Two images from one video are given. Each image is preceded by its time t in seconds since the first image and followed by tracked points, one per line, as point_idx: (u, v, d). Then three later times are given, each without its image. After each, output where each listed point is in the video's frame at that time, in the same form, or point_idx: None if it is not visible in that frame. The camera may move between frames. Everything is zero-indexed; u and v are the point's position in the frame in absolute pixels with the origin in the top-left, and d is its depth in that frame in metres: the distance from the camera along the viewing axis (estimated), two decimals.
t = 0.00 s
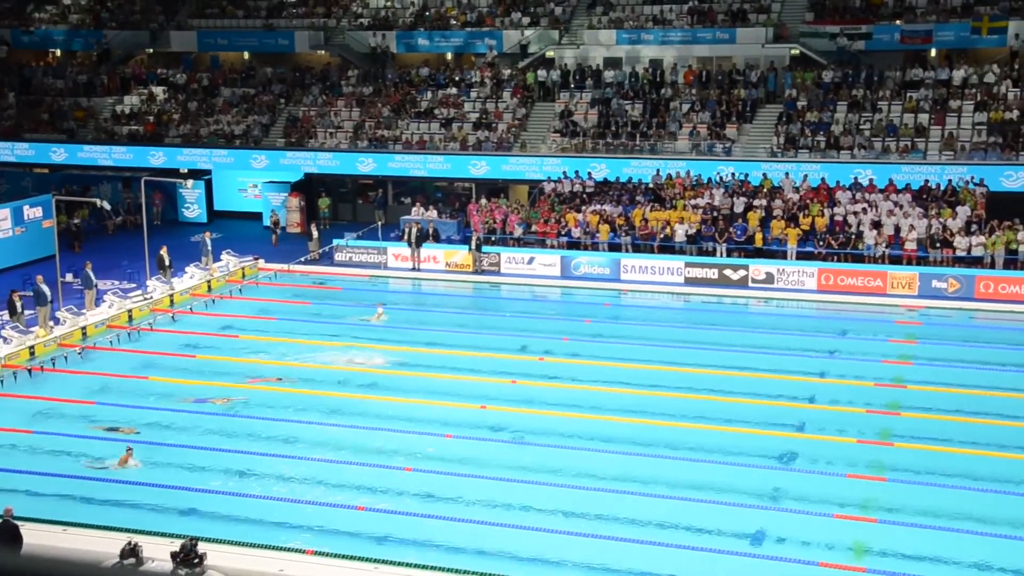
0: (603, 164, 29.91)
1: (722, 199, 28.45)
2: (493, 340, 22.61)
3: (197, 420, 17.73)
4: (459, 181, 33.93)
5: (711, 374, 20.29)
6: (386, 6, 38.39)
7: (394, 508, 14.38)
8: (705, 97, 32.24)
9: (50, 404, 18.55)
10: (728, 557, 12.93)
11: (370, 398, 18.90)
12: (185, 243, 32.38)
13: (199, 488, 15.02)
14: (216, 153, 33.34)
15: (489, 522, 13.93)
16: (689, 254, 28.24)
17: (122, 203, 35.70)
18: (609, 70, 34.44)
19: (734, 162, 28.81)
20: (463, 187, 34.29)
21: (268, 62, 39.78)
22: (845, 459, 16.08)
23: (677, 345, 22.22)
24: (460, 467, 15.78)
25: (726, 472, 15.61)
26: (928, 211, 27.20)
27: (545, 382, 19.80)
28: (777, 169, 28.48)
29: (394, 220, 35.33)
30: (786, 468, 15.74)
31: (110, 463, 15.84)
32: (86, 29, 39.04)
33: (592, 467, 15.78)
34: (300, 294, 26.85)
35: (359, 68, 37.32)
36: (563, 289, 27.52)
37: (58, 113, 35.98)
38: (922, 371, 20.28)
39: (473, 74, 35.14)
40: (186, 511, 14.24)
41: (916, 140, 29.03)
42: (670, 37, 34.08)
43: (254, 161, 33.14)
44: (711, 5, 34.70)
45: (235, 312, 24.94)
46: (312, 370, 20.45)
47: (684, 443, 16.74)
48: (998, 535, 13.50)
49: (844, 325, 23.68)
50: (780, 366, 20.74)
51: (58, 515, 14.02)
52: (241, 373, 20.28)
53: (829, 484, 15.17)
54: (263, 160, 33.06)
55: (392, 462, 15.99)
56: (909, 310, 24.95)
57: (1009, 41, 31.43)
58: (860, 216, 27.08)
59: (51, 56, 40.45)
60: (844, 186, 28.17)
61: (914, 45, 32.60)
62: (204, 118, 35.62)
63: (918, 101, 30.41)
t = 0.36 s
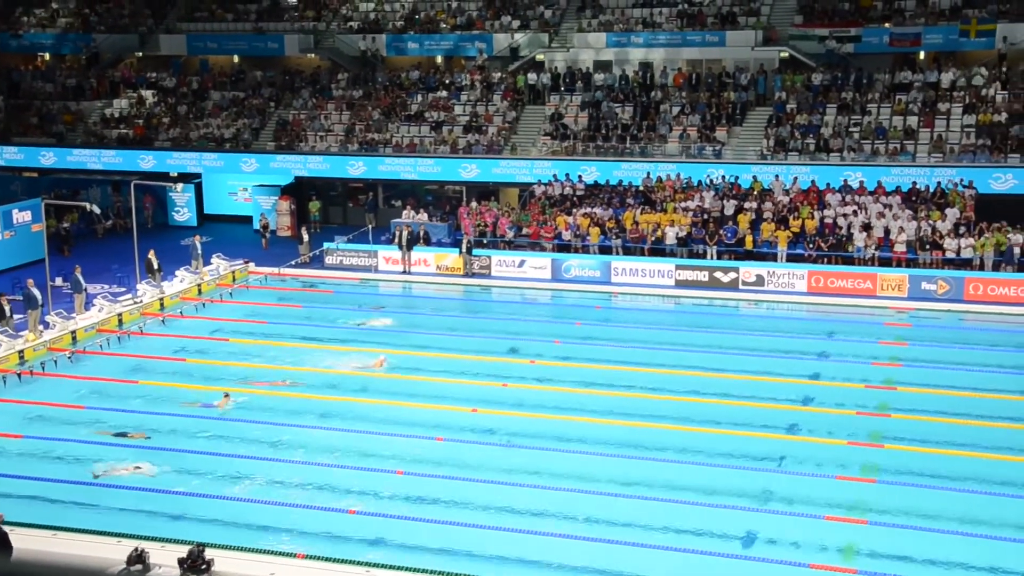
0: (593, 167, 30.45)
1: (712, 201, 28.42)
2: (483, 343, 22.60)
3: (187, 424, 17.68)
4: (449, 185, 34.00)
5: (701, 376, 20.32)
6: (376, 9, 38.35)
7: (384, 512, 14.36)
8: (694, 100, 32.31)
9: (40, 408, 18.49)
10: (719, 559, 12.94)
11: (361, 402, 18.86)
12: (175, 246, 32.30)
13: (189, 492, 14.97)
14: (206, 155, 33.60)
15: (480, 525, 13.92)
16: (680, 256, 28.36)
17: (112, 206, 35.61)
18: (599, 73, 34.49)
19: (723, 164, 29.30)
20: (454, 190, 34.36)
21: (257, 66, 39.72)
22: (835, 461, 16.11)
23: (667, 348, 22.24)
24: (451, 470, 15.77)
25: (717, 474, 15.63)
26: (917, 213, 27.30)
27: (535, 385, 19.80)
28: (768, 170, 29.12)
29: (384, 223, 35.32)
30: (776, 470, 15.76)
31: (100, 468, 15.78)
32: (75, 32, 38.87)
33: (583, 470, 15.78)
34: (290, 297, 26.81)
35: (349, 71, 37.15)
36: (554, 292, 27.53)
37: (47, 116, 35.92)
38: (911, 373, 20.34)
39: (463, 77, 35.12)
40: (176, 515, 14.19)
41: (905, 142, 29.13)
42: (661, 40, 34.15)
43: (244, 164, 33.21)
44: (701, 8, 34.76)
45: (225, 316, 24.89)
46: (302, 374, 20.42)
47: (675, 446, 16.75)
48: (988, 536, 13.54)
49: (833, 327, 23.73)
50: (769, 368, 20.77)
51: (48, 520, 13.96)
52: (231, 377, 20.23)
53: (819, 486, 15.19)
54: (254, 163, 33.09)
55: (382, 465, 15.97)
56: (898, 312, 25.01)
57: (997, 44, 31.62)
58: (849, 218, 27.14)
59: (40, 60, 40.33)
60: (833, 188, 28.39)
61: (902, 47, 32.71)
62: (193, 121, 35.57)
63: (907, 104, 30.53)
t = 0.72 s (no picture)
0: (585, 173, 30.40)
1: (704, 208, 28.35)
2: (475, 349, 22.58)
3: (178, 431, 17.63)
4: (441, 191, 34.09)
5: (693, 382, 20.33)
6: (367, 15, 38.38)
7: (376, 519, 14.33)
8: (685, 106, 32.37)
9: (30, 415, 18.41)
10: (711, 566, 12.95)
11: (353, 408, 18.83)
12: (166, 253, 32.23)
13: (180, 499, 14.92)
14: (196, 163, 33.27)
15: (472, 532, 13.90)
16: (671, 263, 28.32)
17: (103, 213, 35.54)
18: (589, 80, 34.56)
19: (714, 171, 29.41)
20: (445, 198, 34.53)
21: (248, 72, 39.69)
22: (826, 466, 16.13)
23: (659, 354, 22.25)
24: (444, 477, 15.74)
25: (709, 480, 15.62)
26: (907, 219, 27.34)
27: (528, 392, 19.79)
28: (758, 177, 29.17)
29: (376, 230, 35.31)
30: (768, 476, 15.77)
31: (90, 476, 15.72)
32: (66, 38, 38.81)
33: (576, 476, 15.77)
34: (281, 304, 26.76)
35: (340, 78, 37.29)
36: (545, 298, 27.54)
37: (37, 123, 35.85)
38: (903, 379, 20.38)
39: (454, 83, 35.12)
40: (167, 523, 14.13)
41: (895, 148, 29.27)
42: (652, 46, 34.22)
43: (236, 171, 32.98)
44: (691, 15, 34.87)
45: (216, 322, 24.83)
46: (293, 380, 20.37)
47: (668, 452, 16.74)
48: (979, 541, 13.58)
49: (825, 333, 23.77)
50: (762, 374, 20.79)
51: (38, 528, 13.89)
52: (222, 383, 20.18)
53: (811, 492, 15.20)
54: (245, 170, 32.92)
55: (374, 472, 15.93)
56: (889, 317, 25.05)
57: (985, 50, 31.79)
58: (839, 224, 27.23)
59: (31, 66, 40.27)
60: (823, 194, 28.48)
61: (893, 54, 32.63)
62: (184, 128, 35.54)
63: (897, 109, 30.61)
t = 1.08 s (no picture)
0: (580, 173, 30.43)
1: (700, 207, 28.46)
2: (471, 350, 22.57)
3: (175, 432, 17.60)
4: (437, 192, 34.09)
5: (690, 382, 20.33)
6: (362, 16, 38.35)
7: (373, 519, 14.32)
8: (681, 106, 32.36)
9: (26, 417, 18.38)
10: (708, 565, 12.95)
11: (349, 409, 18.81)
12: (162, 254, 32.20)
13: (177, 500, 14.90)
14: (193, 163, 33.55)
15: (469, 532, 13.89)
16: (667, 262, 28.29)
17: (98, 215, 35.51)
18: (584, 79, 34.54)
19: (710, 170, 29.45)
20: (441, 198, 34.51)
21: (243, 73, 39.65)
22: (822, 465, 16.13)
23: (656, 353, 22.26)
24: (441, 477, 15.73)
25: (705, 479, 15.62)
26: (902, 217, 27.35)
27: (525, 392, 19.78)
28: (754, 176, 29.14)
29: (372, 230, 35.32)
30: (765, 475, 15.78)
31: (87, 477, 15.69)
32: (60, 40, 38.73)
33: (572, 476, 15.76)
34: (277, 305, 26.74)
35: (335, 78, 37.29)
36: (541, 298, 27.52)
37: (32, 125, 35.79)
38: (898, 377, 20.39)
39: (450, 83, 35.09)
40: (164, 524, 14.11)
41: (891, 147, 29.39)
42: (648, 46, 34.22)
43: (231, 172, 33.28)
44: (686, 15, 34.84)
45: (212, 324, 24.81)
46: (289, 381, 20.35)
47: (665, 451, 16.74)
48: (975, 539, 13.60)
49: (820, 332, 23.78)
50: (758, 373, 20.80)
51: (34, 530, 13.87)
52: (218, 385, 20.16)
53: (808, 490, 15.21)
54: (240, 171, 33.20)
55: (371, 472, 15.92)
56: (884, 316, 25.07)
57: (980, 49, 31.84)
58: (834, 222, 27.22)
59: (25, 68, 40.19)
60: (819, 193, 28.54)
61: (887, 53, 32.66)
62: (179, 129, 35.51)
63: (892, 108, 30.64)
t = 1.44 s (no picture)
0: (571, 169, 30.57)
1: (690, 203, 28.51)
2: (463, 346, 22.55)
3: (165, 429, 17.54)
4: (427, 188, 34.05)
5: (681, 378, 20.34)
6: (352, 12, 38.24)
7: (365, 515, 14.29)
8: (672, 102, 32.38)
9: (16, 414, 18.30)
10: (700, 561, 12.97)
11: (341, 405, 18.78)
12: (152, 250, 32.09)
13: (168, 497, 14.85)
14: (183, 159, 33.50)
15: (460, 528, 13.87)
16: (658, 258, 28.40)
17: (87, 211, 35.38)
18: (575, 76, 34.52)
19: (701, 166, 29.49)
20: (432, 194, 34.35)
21: (234, 69, 39.52)
22: (813, 461, 16.16)
23: (647, 349, 22.27)
24: (433, 474, 15.71)
25: (697, 475, 15.63)
26: (892, 214, 27.44)
27: (516, 387, 19.77)
28: (744, 172, 29.31)
29: (363, 226, 35.30)
30: (756, 470, 15.80)
31: (77, 474, 15.63)
32: (48, 35, 38.51)
33: (564, 472, 15.76)
34: (268, 301, 26.67)
35: (326, 74, 37.21)
36: (533, 294, 27.50)
37: (21, 120, 35.62)
38: (888, 373, 20.45)
39: (441, 79, 35.05)
40: (155, 521, 14.07)
41: (880, 144, 29.35)
42: (639, 42, 34.24)
43: (221, 167, 33.18)
44: (677, 11, 34.81)
45: (203, 320, 24.73)
46: (281, 377, 20.30)
47: (656, 447, 16.75)
48: (965, 534, 13.65)
49: (811, 328, 23.82)
50: (749, 369, 20.83)
51: (25, 527, 13.81)
52: (209, 381, 20.10)
53: (799, 486, 15.24)
54: (231, 166, 33.12)
55: (363, 469, 15.89)
56: (874, 312, 25.13)
57: (970, 45, 31.96)
58: (824, 219, 27.29)
59: (13, 63, 39.99)
60: (809, 189, 28.66)
61: (877, 49, 32.91)
62: (169, 124, 35.39)
63: (882, 105, 30.72)
